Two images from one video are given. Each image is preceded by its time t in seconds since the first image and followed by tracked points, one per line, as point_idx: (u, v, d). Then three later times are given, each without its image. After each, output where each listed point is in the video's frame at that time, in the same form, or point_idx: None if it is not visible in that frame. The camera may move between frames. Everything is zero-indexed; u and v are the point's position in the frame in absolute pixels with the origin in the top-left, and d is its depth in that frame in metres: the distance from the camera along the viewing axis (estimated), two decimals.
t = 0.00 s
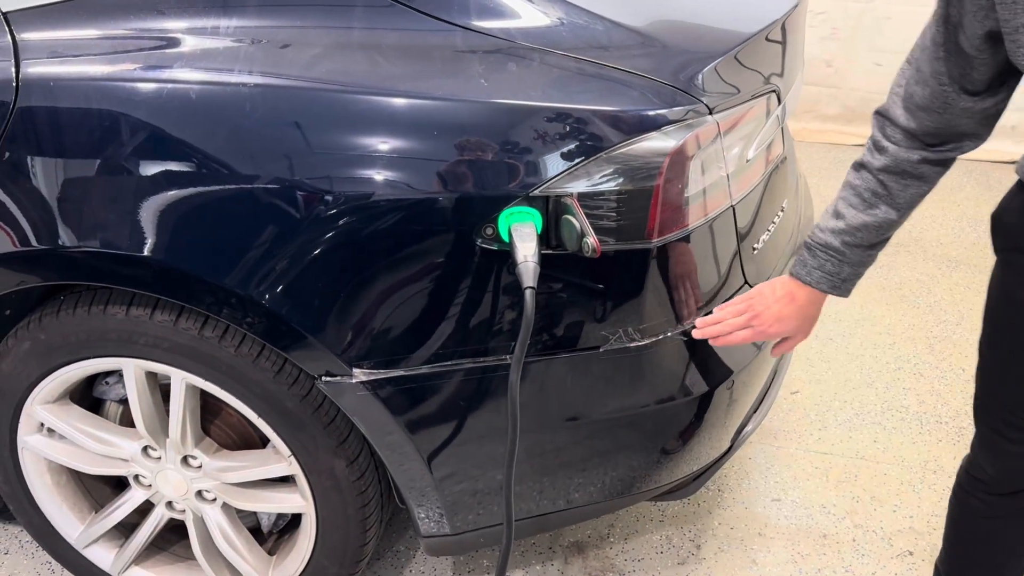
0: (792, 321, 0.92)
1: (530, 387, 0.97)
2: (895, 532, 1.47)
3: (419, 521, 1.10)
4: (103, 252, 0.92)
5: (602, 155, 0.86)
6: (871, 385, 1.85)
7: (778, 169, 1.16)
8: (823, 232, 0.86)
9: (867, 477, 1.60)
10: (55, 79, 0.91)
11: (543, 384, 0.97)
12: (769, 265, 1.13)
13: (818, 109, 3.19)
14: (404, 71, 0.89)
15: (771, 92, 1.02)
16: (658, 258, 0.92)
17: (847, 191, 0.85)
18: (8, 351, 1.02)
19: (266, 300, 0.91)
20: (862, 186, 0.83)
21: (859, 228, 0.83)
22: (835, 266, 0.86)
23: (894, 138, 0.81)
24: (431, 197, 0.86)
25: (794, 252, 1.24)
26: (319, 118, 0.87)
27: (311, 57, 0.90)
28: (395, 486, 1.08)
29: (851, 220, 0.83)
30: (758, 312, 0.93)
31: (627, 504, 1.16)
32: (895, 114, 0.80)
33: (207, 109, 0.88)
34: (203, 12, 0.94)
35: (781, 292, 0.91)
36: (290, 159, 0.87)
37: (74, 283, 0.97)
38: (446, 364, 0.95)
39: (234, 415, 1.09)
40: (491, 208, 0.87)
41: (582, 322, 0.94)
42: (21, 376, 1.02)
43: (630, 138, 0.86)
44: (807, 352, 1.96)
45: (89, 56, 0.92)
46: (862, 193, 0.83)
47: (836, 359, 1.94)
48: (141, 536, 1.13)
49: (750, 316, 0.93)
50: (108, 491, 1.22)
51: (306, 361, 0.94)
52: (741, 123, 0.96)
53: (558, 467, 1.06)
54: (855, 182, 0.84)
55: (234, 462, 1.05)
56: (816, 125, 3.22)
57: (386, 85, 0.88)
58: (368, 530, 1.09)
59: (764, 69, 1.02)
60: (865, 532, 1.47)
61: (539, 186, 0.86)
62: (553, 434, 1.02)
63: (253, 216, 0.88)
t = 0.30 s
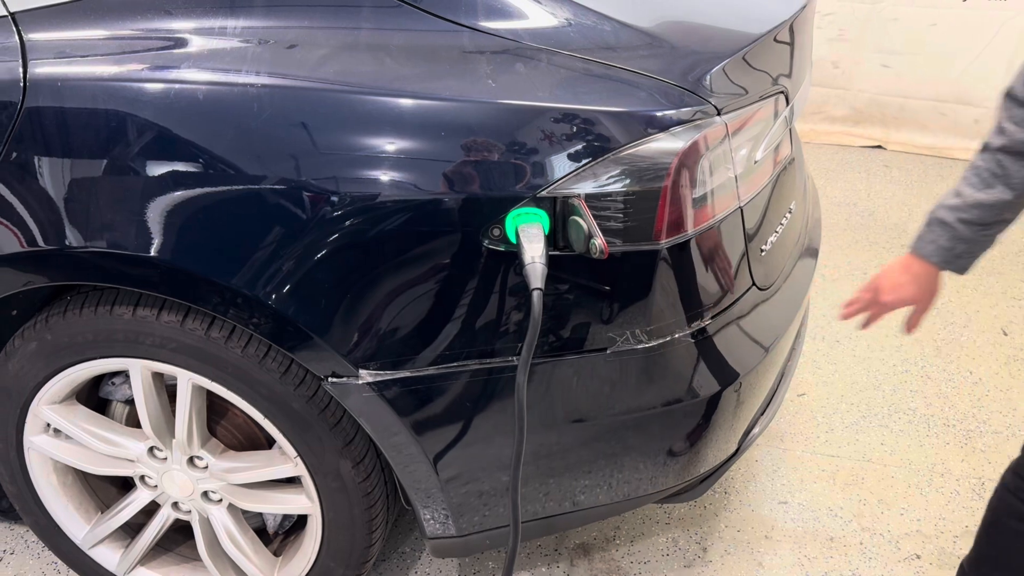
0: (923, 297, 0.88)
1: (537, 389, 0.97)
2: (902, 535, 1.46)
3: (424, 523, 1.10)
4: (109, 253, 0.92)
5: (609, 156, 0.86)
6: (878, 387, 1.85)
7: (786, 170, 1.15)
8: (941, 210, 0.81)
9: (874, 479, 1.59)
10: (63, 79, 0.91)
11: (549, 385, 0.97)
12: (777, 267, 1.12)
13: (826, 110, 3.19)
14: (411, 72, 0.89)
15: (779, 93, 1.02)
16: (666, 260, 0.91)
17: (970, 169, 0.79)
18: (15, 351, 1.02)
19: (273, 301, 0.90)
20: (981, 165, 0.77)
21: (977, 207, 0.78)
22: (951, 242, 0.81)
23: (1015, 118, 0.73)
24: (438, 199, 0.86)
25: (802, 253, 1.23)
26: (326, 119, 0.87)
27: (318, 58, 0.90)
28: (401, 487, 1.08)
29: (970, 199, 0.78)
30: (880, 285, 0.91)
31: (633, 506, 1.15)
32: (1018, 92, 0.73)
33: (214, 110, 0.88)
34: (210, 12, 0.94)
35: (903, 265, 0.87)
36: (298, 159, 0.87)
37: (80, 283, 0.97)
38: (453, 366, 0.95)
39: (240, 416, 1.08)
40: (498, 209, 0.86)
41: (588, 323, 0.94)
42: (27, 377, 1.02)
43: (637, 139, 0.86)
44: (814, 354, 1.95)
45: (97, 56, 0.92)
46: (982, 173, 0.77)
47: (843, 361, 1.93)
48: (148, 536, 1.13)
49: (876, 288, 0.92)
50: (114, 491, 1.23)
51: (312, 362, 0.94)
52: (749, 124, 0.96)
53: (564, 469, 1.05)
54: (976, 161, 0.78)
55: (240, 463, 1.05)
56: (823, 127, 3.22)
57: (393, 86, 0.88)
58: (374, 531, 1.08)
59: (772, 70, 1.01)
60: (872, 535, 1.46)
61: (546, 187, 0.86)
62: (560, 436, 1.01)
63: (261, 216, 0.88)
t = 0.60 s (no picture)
0: None
1: (537, 393, 0.96)
2: (906, 540, 1.45)
3: (424, 527, 1.09)
4: (109, 256, 0.92)
5: (609, 160, 0.85)
6: (881, 391, 1.84)
7: (788, 173, 1.15)
8: None
9: (877, 484, 1.58)
10: (62, 82, 0.91)
11: (549, 389, 0.96)
12: (779, 270, 1.12)
13: (830, 113, 3.19)
14: (412, 75, 0.89)
15: (780, 96, 1.01)
16: (667, 264, 0.91)
17: None
18: (14, 354, 1.02)
19: (273, 304, 0.90)
20: None
21: None
22: None
23: None
24: (438, 202, 0.86)
25: (804, 257, 1.22)
26: (326, 122, 0.87)
27: (317, 62, 0.90)
28: (401, 492, 1.07)
29: None
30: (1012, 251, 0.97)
31: (634, 511, 1.14)
32: None
33: (215, 114, 0.88)
34: (210, 16, 0.94)
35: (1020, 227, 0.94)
36: (298, 162, 0.87)
37: (79, 286, 0.97)
38: (452, 370, 0.94)
39: (240, 419, 1.08)
40: (498, 213, 0.86)
41: (589, 326, 0.93)
42: (27, 380, 1.02)
43: (638, 142, 0.86)
44: (818, 358, 1.94)
45: (96, 59, 0.92)
46: None
47: (847, 364, 1.92)
48: (147, 540, 1.13)
49: None
50: (113, 494, 1.22)
51: (311, 366, 0.94)
52: (750, 127, 0.95)
53: (564, 473, 1.05)
54: None
55: (239, 467, 1.05)
56: (827, 129, 3.22)
57: (393, 89, 0.88)
58: (374, 536, 1.08)
59: (774, 73, 1.01)
60: (875, 540, 1.45)
61: (546, 191, 0.85)
62: (560, 440, 1.01)
63: (261, 220, 0.88)
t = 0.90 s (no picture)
0: None
1: (539, 404, 0.95)
2: (914, 551, 1.43)
3: (425, 538, 1.08)
4: (105, 265, 0.91)
5: (613, 167, 0.84)
6: (888, 398, 1.82)
7: (795, 179, 1.13)
8: None
9: (885, 494, 1.56)
10: (57, 89, 0.90)
11: (552, 400, 0.95)
12: (786, 278, 1.10)
13: (835, 117, 3.17)
14: (413, 81, 0.87)
15: (787, 101, 1.00)
16: (672, 272, 0.89)
17: None
18: (10, 364, 1.01)
19: (274, 313, 0.89)
20: None
21: None
22: None
23: None
24: (440, 211, 0.84)
25: (812, 264, 1.21)
26: (326, 128, 0.86)
27: (316, 68, 0.89)
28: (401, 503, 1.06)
29: None
30: None
31: (639, 523, 1.13)
32: None
33: (212, 121, 0.87)
34: (207, 22, 0.93)
35: None
36: (298, 169, 0.86)
37: (75, 295, 0.96)
38: (453, 381, 0.93)
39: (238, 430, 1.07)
40: (500, 221, 0.84)
41: (593, 333, 0.91)
42: (22, 390, 1.01)
43: (642, 149, 0.84)
44: (825, 365, 1.92)
45: (92, 65, 0.91)
46: None
47: (853, 371, 1.90)
48: (145, 552, 1.12)
49: None
50: (111, 504, 1.21)
51: (310, 376, 0.93)
52: (756, 133, 0.94)
53: (568, 484, 1.03)
54: None
55: (237, 479, 1.03)
56: (832, 133, 3.19)
57: (393, 95, 0.86)
58: (374, 548, 1.07)
59: (780, 78, 0.99)
60: (883, 552, 1.43)
61: (547, 198, 0.84)
62: (563, 451, 0.99)
63: (261, 228, 0.87)
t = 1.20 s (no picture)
0: None
1: (550, 432, 0.91)
2: None
3: (432, 567, 1.04)
4: (100, 290, 0.88)
5: (627, 187, 0.81)
6: (905, 414, 1.77)
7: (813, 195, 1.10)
8: None
9: (904, 516, 1.51)
10: (51, 107, 0.88)
11: (563, 427, 0.91)
12: (806, 297, 1.06)
13: (846, 124, 3.13)
14: (419, 98, 0.84)
15: (806, 116, 0.96)
16: (689, 294, 0.86)
17: None
18: (3, 391, 0.98)
19: (276, 337, 0.86)
20: None
21: None
22: None
23: None
24: (447, 232, 0.81)
25: (831, 281, 1.17)
26: (329, 146, 0.83)
27: (319, 84, 0.86)
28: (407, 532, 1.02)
29: None
30: None
31: (654, 551, 1.09)
32: None
33: (211, 140, 0.84)
34: (206, 36, 0.90)
35: None
36: (300, 188, 0.83)
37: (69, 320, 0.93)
38: (461, 410, 0.90)
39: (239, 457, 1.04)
40: (509, 244, 0.81)
41: (605, 352, 0.88)
42: (16, 417, 0.99)
43: (658, 169, 0.81)
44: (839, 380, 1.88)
45: (86, 83, 0.88)
46: None
47: (869, 387, 1.86)
48: None
49: None
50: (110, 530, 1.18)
51: (313, 404, 0.90)
52: (775, 150, 0.90)
53: (580, 512, 0.99)
54: None
55: (238, 508, 1.00)
56: (843, 140, 3.15)
57: (398, 113, 0.83)
58: None
59: (799, 93, 0.96)
60: None
61: (557, 219, 0.81)
62: (575, 479, 0.96)
63: (263, 248, 0.84)
